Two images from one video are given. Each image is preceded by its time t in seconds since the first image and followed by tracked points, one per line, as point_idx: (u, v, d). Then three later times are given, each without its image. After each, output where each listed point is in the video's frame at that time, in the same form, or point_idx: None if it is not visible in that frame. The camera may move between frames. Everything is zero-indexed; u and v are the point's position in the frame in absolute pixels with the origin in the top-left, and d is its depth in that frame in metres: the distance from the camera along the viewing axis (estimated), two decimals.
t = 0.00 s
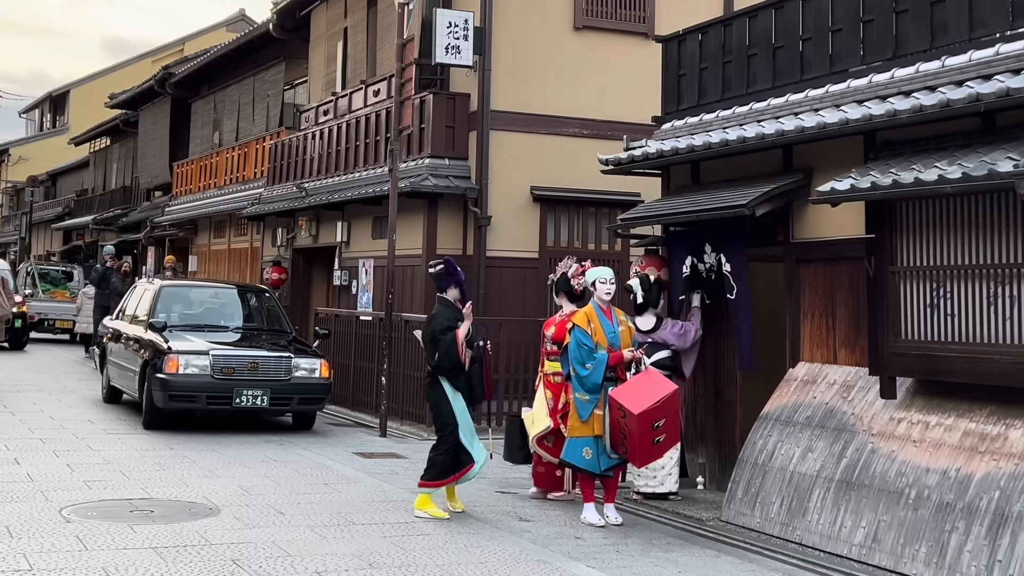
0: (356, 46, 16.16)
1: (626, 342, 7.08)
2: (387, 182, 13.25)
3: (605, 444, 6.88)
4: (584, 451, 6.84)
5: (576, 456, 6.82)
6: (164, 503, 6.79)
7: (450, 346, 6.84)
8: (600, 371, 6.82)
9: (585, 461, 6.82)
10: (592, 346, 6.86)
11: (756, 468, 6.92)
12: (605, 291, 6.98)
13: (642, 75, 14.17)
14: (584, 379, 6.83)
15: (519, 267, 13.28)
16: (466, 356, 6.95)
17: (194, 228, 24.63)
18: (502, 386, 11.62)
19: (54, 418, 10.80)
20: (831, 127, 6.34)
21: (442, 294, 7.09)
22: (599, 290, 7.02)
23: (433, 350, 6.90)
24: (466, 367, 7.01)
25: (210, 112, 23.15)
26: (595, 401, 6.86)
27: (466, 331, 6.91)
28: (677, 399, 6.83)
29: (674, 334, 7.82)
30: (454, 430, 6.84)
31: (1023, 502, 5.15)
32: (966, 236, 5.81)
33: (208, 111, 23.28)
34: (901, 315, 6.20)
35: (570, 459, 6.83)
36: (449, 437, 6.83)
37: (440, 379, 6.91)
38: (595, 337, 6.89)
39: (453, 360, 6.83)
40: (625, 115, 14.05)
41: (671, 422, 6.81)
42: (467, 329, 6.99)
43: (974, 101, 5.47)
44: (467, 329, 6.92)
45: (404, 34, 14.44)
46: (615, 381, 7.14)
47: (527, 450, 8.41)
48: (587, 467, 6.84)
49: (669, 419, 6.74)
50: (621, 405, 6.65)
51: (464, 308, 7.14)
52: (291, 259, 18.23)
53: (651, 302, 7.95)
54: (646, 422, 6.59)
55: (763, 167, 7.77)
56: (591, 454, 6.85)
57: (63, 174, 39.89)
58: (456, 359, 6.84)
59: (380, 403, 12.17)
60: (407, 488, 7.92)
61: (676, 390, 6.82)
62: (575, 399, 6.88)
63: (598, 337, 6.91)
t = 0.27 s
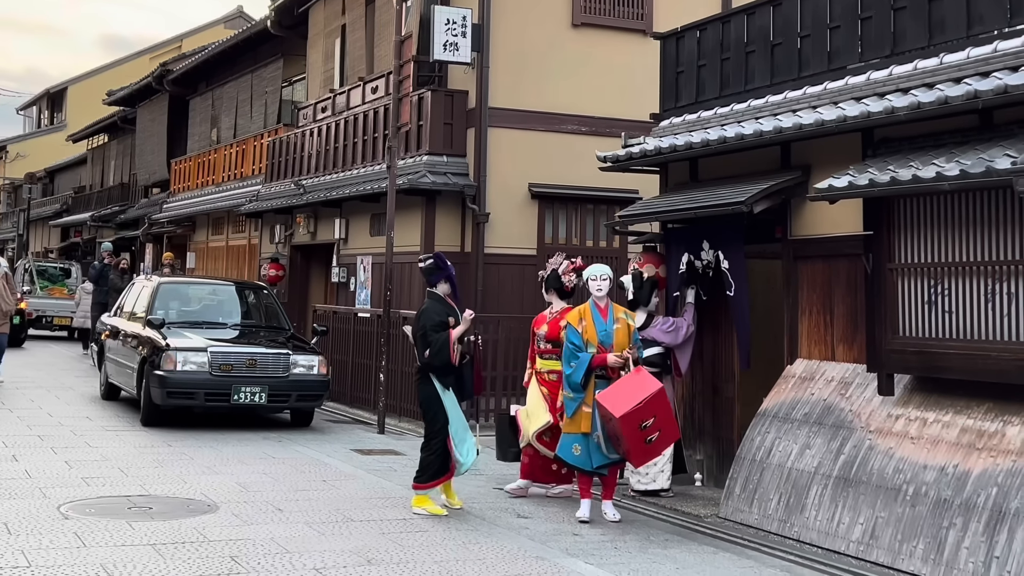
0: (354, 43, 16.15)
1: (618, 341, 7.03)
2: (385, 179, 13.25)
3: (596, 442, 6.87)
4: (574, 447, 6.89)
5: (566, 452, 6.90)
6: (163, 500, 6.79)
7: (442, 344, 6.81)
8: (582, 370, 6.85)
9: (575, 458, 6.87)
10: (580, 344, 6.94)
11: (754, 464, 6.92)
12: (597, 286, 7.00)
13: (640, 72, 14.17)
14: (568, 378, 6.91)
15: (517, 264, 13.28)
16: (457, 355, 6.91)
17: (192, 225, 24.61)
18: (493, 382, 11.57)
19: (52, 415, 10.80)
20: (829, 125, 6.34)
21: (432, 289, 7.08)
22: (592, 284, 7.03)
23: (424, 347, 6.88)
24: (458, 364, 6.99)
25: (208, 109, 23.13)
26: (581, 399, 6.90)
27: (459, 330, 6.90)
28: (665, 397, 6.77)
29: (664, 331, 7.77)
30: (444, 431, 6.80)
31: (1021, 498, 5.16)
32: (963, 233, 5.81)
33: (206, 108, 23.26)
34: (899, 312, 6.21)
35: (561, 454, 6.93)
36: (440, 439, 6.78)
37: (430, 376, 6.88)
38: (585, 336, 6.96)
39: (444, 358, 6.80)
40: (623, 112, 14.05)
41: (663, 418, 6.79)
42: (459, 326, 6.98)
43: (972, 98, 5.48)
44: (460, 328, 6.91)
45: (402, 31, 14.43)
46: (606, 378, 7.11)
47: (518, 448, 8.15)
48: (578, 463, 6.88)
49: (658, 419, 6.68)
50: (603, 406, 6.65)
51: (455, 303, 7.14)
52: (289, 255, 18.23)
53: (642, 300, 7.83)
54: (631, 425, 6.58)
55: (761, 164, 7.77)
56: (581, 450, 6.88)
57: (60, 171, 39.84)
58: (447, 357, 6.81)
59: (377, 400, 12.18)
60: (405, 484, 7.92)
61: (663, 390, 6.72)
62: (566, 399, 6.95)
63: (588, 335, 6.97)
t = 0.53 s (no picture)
0: (350, 40, 16.12)
1: (600, 336, 6.98)
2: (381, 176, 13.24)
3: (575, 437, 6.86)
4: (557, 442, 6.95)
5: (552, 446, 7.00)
6: (159, 496, 6.79)
7: (422, 344, 6.80)
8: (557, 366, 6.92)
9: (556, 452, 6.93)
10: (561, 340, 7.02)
11: (749, 460, 6.94)
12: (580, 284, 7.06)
13: (636, 69, 14.17)
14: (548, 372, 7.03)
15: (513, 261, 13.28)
16: (440, 355, 6.84)
17: (188, 222, 24.57)
18: (486, 379, 11.55)
19: (48, 412, 10.78)
20: (824, 121, 6.35)
21: (421, 286, 7.08)
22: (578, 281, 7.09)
23: (406, 345, 6.90)
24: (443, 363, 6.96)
25: (204, 105, 23.09)
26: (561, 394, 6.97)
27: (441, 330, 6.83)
28: (628, 392, 6.63)
29: (657, 330, 7.68)
30: (434, 431, 6.77)
31: (1015, 494, 5.18)
32: (959, 230, 5.83)
33: (202, 105, 23.22)
34: (894, 309, 6.23)
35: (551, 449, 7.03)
36: (431, 438, 6.74)
37: (413, 375, 6.89)
38: (569, 331, 7.04)
39: (421, 359, 6.79)
40: (619, 109, 14.05)
41: (633, 414, 6.65)
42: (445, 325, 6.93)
43: (967, 94, 5.49)
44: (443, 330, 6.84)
45: (398, 27, 14.41)
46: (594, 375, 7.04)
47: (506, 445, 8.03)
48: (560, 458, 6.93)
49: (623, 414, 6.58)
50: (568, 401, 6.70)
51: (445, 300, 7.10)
52: (284, 252, 18.20)
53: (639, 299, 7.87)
54: (590, 421, 6.57)
55: (757, 161, 7.78)
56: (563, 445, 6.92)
57: (55, 168, 39.77)
58: (425, 359, 6.78)
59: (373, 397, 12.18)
60: (400, 481, 7.92)
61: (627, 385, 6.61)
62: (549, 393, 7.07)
63: (572, 331, 7.05)
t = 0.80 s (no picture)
0: (343, 36, 16.09)
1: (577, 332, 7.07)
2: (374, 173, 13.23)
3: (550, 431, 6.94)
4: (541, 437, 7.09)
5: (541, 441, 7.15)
6: (151, 493, 6.78)
7: (402, 343, 6.80)
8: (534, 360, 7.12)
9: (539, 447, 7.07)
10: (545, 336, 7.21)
11: (741, 456, 6.96)
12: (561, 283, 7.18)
13: (630, 65, 14.17)
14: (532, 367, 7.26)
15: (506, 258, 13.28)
16: (422, 355, 6.81)
17: (181, 219, 24.52)
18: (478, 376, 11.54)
19: (41, 409, 10.76)
20: (817, 118, 6.36)
21: (410, 283, 7.05)
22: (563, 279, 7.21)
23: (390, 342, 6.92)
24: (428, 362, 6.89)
25: (196, 102, 23.04)
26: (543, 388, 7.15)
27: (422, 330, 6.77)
28: (572, 381, 6.69)
29: (651, 329, 7.69)
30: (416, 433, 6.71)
31: (1006, 490, 5.20)
32: (950, 226, 5.85)
33: (194, 101, 23.16)
34: (886, 305, 6.25)
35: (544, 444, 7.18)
36: (414, 439, 6.70)
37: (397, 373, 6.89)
38: (553, 328, 7.21)
39: (399, 359, 6.79)
40: (612, 105, 14.05)
41: (579, 404, 6.68)
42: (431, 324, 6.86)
43: (958, 91, 5.50)
44: (424, 330, 6.77)
45: (391, 24, 14.40)
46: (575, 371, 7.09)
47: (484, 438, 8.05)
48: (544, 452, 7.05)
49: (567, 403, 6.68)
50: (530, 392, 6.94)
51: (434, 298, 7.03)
52: (277, 249, 18.18)
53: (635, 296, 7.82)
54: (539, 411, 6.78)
55: (750, 158, 7.79)
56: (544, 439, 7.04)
57: (48, 165, 39.66)
58: (403, 359, 6.79)
59: (366, 394, 12.19)
60: (393, 477, 7.92)
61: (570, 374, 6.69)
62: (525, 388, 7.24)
63: (556, 327, 7.19)
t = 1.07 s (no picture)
0: (331, 32, 16.03)
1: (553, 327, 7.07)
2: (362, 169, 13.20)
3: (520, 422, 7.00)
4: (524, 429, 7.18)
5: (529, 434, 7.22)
6: (138, 489, 6.75)
7: (383, 339, 6.74)
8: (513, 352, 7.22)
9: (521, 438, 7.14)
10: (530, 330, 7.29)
11: (728, 452, 6.98)
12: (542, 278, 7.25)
13: (617, 62, 14.18)
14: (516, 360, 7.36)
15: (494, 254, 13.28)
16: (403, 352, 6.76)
17: (168, 215, 24.41)
18: (464, 373, 11.53)
19: (27, 405, 10.70)
20: (804, 115, 6.38)
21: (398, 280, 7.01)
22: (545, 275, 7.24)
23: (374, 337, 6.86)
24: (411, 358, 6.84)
25: (184, 97, 22.94)
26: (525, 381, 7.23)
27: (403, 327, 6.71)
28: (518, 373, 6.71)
29: (642, 324, 7.64)
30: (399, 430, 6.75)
31: (991, 484, 5.23)
32: (935, 223, 5.88)
33: (182, 97, 23.06)
34: (872, 301, 6.28)
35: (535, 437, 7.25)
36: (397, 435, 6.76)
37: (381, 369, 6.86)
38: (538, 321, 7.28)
39: (379, 355, 6.74)
40: (600, 102, 14.06)
41: (524, 396, 6.67)
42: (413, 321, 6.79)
43: (944, 88, 5.53)
44: (405, 327, 6.70)
45: (379, 20, 14.36)
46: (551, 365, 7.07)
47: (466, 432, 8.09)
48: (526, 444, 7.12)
49: (514, 393, 6.71)
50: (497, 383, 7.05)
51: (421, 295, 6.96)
52: (265, 245, 18.13)
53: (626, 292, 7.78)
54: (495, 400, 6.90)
55: (737, 154, 7.81)
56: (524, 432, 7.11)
57: (34, 161, 39.43)
58: (384, 355, 6.73)
59: (354, 390, 12.18)
60: (381, 473, 7.92)
61: (515, 365, 6.72)
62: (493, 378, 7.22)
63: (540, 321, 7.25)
